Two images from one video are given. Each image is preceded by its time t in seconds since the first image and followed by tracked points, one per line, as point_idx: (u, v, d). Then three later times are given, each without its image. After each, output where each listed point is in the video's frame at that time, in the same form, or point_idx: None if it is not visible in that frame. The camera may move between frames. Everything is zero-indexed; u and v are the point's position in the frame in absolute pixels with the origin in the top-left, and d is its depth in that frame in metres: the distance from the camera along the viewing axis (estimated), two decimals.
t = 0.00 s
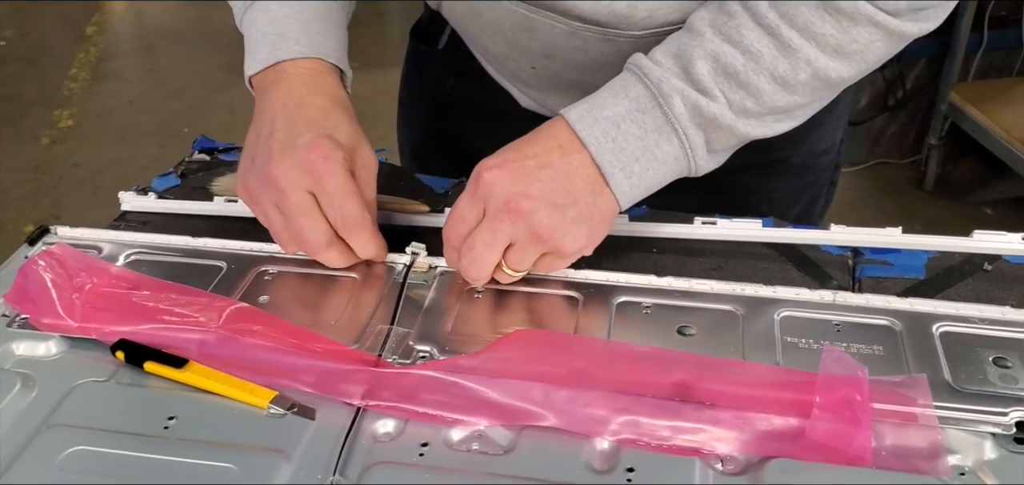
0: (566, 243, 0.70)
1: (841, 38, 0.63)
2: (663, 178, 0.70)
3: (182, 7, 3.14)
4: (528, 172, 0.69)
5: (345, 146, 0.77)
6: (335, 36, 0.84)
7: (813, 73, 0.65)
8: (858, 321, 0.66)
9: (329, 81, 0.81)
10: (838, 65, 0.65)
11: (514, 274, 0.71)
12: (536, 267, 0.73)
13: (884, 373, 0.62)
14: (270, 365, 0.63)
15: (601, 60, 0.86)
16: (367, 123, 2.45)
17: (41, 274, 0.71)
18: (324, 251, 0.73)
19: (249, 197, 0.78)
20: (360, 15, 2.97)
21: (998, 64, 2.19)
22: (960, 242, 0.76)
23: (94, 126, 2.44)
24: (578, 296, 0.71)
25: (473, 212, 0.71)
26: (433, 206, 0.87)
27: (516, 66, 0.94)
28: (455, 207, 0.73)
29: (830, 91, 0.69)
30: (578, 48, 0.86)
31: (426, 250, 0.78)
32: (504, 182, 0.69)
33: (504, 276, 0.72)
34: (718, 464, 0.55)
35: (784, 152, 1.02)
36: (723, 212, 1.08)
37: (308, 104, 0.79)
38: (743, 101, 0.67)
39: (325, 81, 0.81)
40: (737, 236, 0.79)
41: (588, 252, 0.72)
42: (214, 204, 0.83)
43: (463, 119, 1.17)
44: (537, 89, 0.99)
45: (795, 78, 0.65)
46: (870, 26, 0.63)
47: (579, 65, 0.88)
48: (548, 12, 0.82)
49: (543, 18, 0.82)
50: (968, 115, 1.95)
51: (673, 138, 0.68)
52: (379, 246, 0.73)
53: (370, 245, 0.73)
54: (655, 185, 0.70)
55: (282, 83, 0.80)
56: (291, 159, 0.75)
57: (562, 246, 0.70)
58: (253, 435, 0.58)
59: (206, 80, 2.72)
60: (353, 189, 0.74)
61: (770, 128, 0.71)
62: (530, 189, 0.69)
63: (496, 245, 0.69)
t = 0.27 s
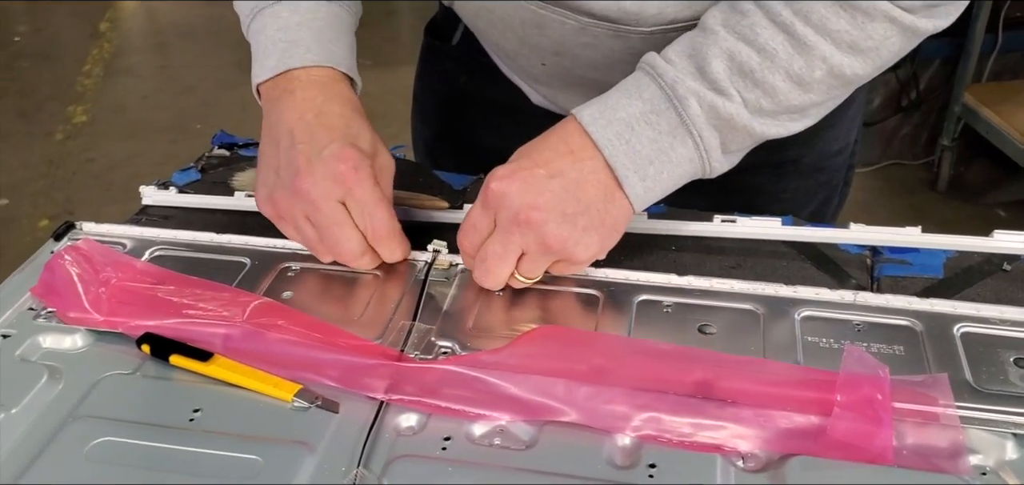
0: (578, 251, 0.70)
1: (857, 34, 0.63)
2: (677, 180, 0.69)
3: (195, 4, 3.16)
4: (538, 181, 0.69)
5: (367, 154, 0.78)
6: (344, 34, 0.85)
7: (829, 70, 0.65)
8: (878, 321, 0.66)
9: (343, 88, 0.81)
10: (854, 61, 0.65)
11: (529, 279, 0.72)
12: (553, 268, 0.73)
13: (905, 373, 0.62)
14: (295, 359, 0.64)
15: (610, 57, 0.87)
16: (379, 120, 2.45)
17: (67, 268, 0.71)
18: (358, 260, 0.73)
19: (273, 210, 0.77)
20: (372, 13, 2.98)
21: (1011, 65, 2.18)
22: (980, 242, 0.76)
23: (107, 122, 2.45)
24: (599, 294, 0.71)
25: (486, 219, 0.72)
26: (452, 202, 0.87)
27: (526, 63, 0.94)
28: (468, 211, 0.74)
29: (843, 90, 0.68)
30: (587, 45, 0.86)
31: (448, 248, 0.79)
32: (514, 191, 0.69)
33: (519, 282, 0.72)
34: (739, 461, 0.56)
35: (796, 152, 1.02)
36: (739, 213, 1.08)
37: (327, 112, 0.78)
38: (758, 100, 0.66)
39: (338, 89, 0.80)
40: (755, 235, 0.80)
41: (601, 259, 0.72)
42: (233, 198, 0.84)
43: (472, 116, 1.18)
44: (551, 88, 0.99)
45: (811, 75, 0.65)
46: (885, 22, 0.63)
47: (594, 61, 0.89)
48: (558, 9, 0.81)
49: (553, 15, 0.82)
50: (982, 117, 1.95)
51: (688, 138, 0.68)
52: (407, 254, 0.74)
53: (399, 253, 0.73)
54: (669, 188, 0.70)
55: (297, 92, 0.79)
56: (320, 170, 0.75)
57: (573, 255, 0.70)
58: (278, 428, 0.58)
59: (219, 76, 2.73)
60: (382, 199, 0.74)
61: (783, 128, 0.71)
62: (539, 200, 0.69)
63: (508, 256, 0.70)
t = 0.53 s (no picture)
0: (586, 241, 0.70)
1: (870, 32, 0.64)
2: (686, 172, 0.69)
3: None
4: (546, 169, 0.69)
5: (257, 114, 0.76)
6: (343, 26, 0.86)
7: (841, 66, 0.65)
8: (890, 319, 0.66)
9: (264, 49, 0.81)
10: (866, 59, 0.65)
11: (535, 270, 0.71)
12: (560, 260, 0.73)
13: (917, 370, 0.62)
14: (307, 351, 0.64)
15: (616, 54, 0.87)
16: (388, 119, 2.46)
17: (78, 257, 0.72)
18: (217, 212, 0.76)
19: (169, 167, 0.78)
20: (381, 10, 2.98)
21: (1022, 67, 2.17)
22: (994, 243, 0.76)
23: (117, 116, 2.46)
24: (611, 287, 0.71)
25: (491, 209, 0.71)
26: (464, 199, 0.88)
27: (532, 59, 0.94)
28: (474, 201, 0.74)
29: (855, 87, 0.69)
30: (593, 41, 0.86)
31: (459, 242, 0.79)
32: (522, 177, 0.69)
33: (525, 273, 0.72)
34: (751, 457, 0.56)
35: (806, 151, 1.02)
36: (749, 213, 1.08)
37: (233, 67, 0.78)
38: (769, 94, 0.66)
39: (256, 50, 0.81)
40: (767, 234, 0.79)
41: (609, 248, 0.72)
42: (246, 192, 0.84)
43: (480, 113, 1.18)
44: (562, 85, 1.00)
45: (823, 71, 0.65)
46: (898, 20, 0.63)
47: (601, 59, 0.89)
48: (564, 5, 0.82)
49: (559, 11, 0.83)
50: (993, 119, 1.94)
51: (698, 130, 0.68)
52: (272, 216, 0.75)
53: (263, 214, 0.74)
54: (678, 179, 0.69)
55: (218, 47, 0.80)
56: (197, 117, 0.75)
57: (582, 244, 0.70)
58: (290, 419, 0.58)
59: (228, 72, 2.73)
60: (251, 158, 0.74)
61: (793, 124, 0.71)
62: (548, 187, 0.69)
63: (515, 244, 0.70)
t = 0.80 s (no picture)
0: (580, 243, 0.71)
1: (866, 44, 0.65)
2: (681, 179, 0.71)
3: None
4: (543, 168, 0.70)
5: (234, 103, 0.79)
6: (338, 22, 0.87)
7: (836, 78, 0.66)
8: (906, 323, 0.66)
9: (240, 37, 0.83)
10: (862, 70, 0.66)
11: (529, 269, 0.73)
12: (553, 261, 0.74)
13: (933, 375, 0.62)
14: (322, 350, 0.64)
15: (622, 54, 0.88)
16: (400, 118, 2.46)
17: (96, 254, 0.72)
18: (195, 198, 0.76)
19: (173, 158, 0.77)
20: (394, 9, 2.99)
21: None
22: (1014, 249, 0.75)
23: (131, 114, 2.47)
24: (626, 289, 0.71)
25: (490, 207, 0.73)
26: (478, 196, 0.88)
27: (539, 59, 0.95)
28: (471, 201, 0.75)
29: (854, 97, 0.70)
30: (598, 41, 0.86)
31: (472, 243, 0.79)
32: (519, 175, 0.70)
33: (519, 272, 0.73)
34: (766, 461, 0.56)
35: (815, 156, 1.01)
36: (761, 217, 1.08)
37: (208, 53, 0.80)
38: (764, 104, 0.68)
39: (237, 41, 0.82)
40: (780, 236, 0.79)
41: (603, 251, 0.73)
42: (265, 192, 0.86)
43: (492, 113, 1.18)
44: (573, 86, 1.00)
45: (819, 82, 0.67)
46: (895, 33, 0.64)
47: (611, 58, 0.89)
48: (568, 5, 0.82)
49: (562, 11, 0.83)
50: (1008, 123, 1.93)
51: (693, 138, 0.69)
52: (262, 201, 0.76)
53: (252, 197, 0.75)
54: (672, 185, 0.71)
55: (198, 33, 0.81)
56: (180, 108, 0.76)
57: (575, 246, 0.71)
58: (307, 417, 0.59)
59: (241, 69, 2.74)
60: (234, 139, 0.76)
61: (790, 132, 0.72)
62: (545, 186, 0.70)
63: (510, 242, 0.71)
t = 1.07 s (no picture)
0: (593, 244, 0.71)
1: (878, 40, 0.65)
2: (693, 178, 0.71)
3: None
4: (555, 171, 0.70)
5: (340, 131, 0.81)
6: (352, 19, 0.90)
7: (848, 75, 0.67)
8: (920, 325, 0.66)
9: (323, 64, 0.84)
10: (875, 67, 0.66)
11: (541, 271, 0.73)
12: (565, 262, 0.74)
13: (947, 377, 0.61)
14: (338, 346, 0.65)
15: (624, 54, 0.90)
16: (412, 117, 2.47)
17: (113, 249, 0.73)
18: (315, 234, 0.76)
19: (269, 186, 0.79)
20: (407, 9, 3.00)
21: None
22: None
23: (145, 112, 2.49)
24: (639, 289, 0.71)
25: (502, 209, 0.73)
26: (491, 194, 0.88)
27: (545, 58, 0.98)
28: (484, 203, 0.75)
29: (867, 94, 0.70)
30: (602, 41, 0.89)
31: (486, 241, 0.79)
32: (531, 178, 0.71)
33: (532, 274, 0.73)
34: (779, 461, 0.56)
35: (822, 158, 1.02)
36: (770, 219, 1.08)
37: (302, 84, 0.81)
38: (776, 102, 0.68)
39: (317, 66, 0.83)
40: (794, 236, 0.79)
41: (617, 253, 0.73)
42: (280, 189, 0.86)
43: (501, 109, 1.18)
44: (587, 84, 1.00)
45: (831, 79, 0.67)
46: (907, 28, 0.64)
47: (626, 51, 0.90)
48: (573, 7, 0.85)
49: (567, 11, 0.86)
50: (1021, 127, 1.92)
51: (704, 137, 0.69)
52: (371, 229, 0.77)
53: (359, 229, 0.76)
54: (684, 186, 0.71)
55: (278, 60, 0.83)
56: (287, 143, 0.78)
57: (588, 248, 0.71)
58: (322, 412, 0.59)
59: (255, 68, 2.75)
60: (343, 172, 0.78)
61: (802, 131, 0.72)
62: (557, 189, 0.70)
63: (523, 244, 0.71)
